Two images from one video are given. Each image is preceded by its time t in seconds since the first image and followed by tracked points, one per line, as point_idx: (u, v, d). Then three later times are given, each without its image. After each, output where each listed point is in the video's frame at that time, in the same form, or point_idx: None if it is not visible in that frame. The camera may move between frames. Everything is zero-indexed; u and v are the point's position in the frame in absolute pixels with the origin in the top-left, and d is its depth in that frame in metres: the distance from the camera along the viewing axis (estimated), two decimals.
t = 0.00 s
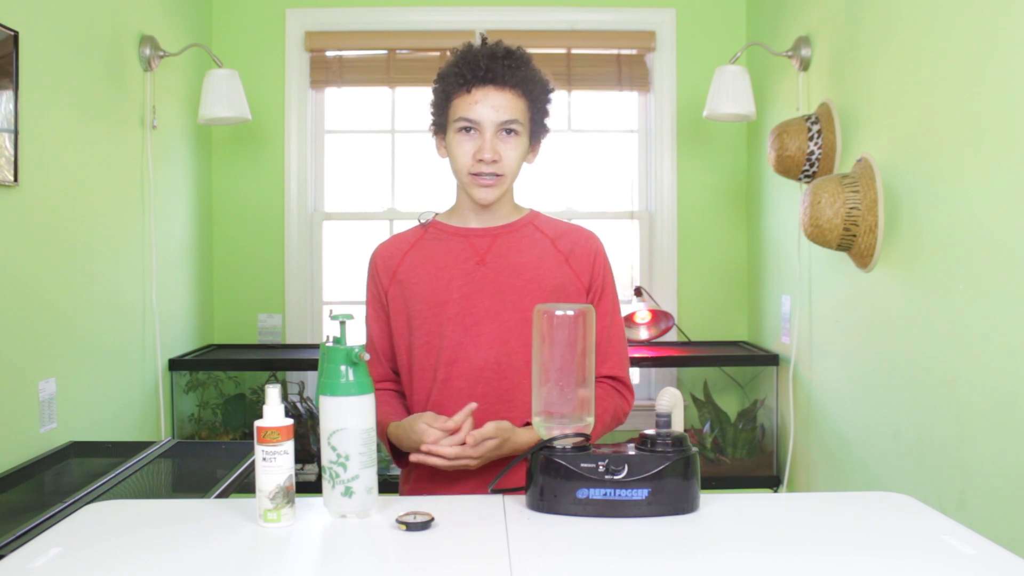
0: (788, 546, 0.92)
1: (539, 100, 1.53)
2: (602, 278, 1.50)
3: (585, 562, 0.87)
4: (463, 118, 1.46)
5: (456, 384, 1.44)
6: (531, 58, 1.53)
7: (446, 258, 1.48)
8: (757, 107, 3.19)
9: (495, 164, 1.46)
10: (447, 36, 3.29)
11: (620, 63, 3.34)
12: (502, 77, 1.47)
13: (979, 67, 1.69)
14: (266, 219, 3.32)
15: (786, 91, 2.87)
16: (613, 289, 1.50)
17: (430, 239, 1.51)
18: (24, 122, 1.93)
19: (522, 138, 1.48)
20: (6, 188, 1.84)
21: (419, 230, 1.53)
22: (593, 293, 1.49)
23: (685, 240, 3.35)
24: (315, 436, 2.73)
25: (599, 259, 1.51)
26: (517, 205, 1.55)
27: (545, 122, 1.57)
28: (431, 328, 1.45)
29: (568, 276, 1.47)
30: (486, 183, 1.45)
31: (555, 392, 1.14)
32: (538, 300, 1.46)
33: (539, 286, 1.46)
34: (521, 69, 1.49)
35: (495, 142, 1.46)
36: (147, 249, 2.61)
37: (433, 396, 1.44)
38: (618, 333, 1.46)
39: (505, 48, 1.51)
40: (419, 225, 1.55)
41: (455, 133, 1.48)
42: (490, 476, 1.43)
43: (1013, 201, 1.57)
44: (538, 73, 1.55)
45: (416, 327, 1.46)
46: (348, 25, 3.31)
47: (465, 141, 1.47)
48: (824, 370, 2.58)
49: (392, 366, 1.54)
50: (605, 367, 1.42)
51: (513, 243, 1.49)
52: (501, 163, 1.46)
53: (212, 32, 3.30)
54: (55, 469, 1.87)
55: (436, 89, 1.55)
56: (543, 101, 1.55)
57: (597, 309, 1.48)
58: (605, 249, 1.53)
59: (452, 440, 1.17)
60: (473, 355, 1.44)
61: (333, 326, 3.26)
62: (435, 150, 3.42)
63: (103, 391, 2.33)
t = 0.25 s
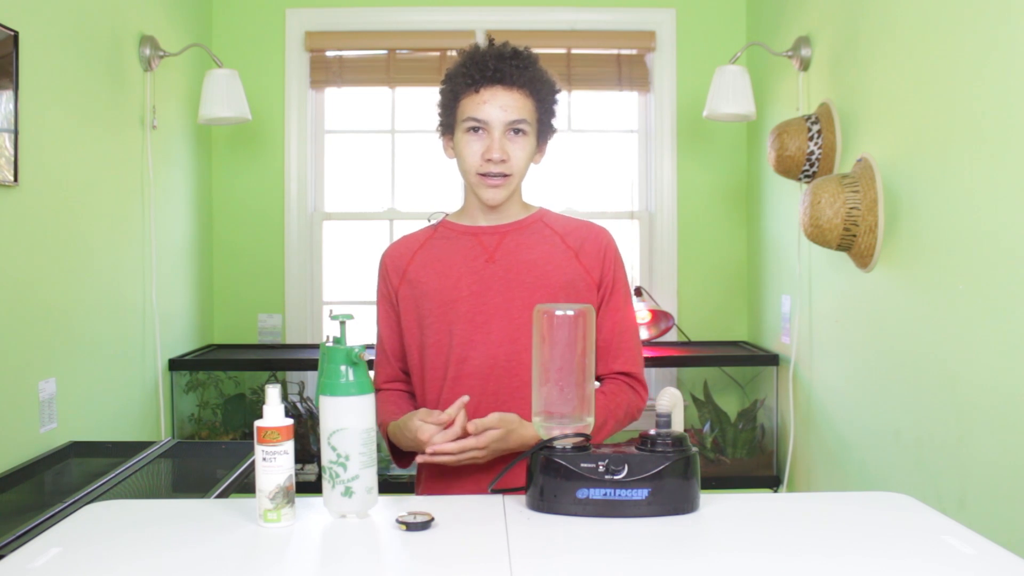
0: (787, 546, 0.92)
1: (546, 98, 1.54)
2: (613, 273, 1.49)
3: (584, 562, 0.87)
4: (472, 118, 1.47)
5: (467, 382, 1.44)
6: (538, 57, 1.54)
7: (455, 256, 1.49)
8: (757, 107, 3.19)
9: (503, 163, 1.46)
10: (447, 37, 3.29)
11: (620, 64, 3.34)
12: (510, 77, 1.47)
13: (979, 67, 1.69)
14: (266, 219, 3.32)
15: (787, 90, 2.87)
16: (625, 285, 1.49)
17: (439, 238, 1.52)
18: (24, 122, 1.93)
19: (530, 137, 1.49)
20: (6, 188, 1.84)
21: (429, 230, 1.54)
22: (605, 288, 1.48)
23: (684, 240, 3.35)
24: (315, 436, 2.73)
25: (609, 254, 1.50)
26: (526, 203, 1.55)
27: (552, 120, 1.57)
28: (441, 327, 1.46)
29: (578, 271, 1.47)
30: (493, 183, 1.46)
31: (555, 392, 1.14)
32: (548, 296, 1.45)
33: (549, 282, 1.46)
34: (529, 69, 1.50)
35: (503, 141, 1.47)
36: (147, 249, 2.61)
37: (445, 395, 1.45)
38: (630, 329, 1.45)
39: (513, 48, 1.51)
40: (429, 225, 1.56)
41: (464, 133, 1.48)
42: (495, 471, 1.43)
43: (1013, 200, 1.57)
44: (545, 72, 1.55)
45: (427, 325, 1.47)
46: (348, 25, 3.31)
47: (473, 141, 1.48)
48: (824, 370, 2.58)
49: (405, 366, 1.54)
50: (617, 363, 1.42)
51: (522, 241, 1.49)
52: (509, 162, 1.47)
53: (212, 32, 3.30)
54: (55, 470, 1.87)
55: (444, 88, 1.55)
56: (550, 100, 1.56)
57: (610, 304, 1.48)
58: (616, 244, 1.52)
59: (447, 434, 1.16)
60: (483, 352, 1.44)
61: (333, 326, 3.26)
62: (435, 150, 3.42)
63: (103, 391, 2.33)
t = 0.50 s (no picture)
0: (787, 547, 0.92)
1: (553, 100, 1.54)
2: (617, 269, 1.48)
3: (584, 562, 0.87)
4: (481, 115, 1.47)
5: (472, 384, 1.44)
6: (547, 59, 1.54)
7: (457, 259, 1.49)
8: (757, 107, 3.19)
9: (508, 162, 1.46)
10: (447, 36, 3.28)
11: (620, 64, 3.34)
12: (522, 76, 1.48)
13: (979, 67, 1.69)
14: (266, 219, 3.32)
15: (786, 90, 2.87)
16: (630, 281, 1.49)
17: (441, 241, 1.52)
18: (24, 122, 1.93)
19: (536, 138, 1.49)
20: (6, 188, 1.84)
21: (432, 234, 1.55)
22: (609, 285, 1.48)
23: (685, 240, 3.35)
24: (315, 436, 2.73)
25: (612, 250, 1.49)
26: (528, 202, 1.55)
27: (556, 122, 1.58)
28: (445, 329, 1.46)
29: (581, 269, 1.46)
30: (496, 180, 1.47)
31: (555, 392, 1.13)
32: (551, 295, 1.45)
33: (552, 281, 1.46)
34: (539, 71, 1.50)
35: (511, 140, 1.46)
36: (147, 249, 2.61)
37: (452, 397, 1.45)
38: (635, 326, 1.44)
39: (524, 48, 1.52)
40: (432, 229, 1.57)
41: (471, 129, 1.48)
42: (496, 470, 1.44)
43: (1013, 200, 1.57)
44: (553, 74, 1.56)
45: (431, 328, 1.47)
46: (347, 25, 3.31)
47: (480, 138, 1.47)
48: (824, 370, 2.58)
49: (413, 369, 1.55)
50: (624, 360, 1.42)
51: (524, 241, 1.49)
52: (515, 162, 1.47)
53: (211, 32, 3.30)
54: (55, 469, 1.87)
55: (453, 82, 1.55)
56: (556, 102, 1.56)
57: (614, 301, 1.47)
58: (619, 239, 1.52)
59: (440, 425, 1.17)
60: (487, 353, 1.44)
61: (333, 326, 3.26)
62: (435, 150, 3.42)
63: (103, 391, 2.33)
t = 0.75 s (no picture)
0: (788, 546, 0.92)
1: (555, 101, 1.55)
2: (614, 272, 1.48)
3: (584, 562, 0.87)
4: (483, 112, 1.47)
5: (466, 384, 1.44)
6: (551, 60, 1.54)
7: (454, 258, 1.49)
8: (757, 107, 3.19)
9: (509, 160, 1.46)
10: (447, 37, 3.28)
11: (620, 63, 3.34)
12: (525, 74, 1.48)
13: (979, 67, 1.69)
14: (266, 219, 3.32)
15: (786, 90, 2.87)
16: (626, 283, 1.49)
17: (439, 240, 1.53)
18: (24, 122, 1.93)
19: (537, 137, 1.49)
20: (6, 188, 1.84)
21: (430, 232, 1.56)
22: (605, 288, 1.48)
23: (685, 239, 3.35)
24: (315, 436, 2.73)
25: (610, 253, 1.50)
26: (527, 202, 1.55)
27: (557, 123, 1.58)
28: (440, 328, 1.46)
29: (578, 271, 1.47)
30: (497, 178, 1.46)
31: (555, 392, 1.13)
32: (547, 296, 1.45)
33: (548, 283, 1.46)
34: (542, 70, 1.51)
35: (512, 139, 1.47)
36: (147, 250, 2.61)
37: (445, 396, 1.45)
38: (630, 329, 1.44)
39: (528, 47, 1.52)
40: (430, 228, 1.57)
41: (473, 126, 1.48)
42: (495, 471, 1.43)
43: (1013, 200, 1.57)
44: (556, 75, 1.56)
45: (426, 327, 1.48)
46: (347, 25, 3.31)
47: (482, 135, 1.47)
48: (824, 370, 2.58)
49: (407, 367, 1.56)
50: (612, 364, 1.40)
51: (521, 241, 1.49)
52: (516, 160, 1.47)
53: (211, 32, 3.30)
54: (55, 469, 1.87)
55: (456, 79, 1.55)
56: (559, 103, 1.57)
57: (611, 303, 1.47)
58: (616, 242, 1.52)
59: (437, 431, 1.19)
60: (482, 354, 1.44)
61: (333, 326, 3.26)
62: (435, 150, 3.42)
63: (103, 391, 2.33)
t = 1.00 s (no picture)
0: (788, 547, 0.92)
1: (544, 102, 1.54)
2: (607, 278, 1.48)
3: (584, 562, 0.87)
4: (467, 115, 1.47)
5: (455, 385, 1.44)
6: (540, 61, 1.54)
7: (447, 259, 1.49)
8: (757, 107, 3.19)
9: (494, 163, 1.45)
10: (447, 36, 3.28)
11: (620, 63, 3.34)
12: (510, 77, 1.48)
13: (979, 67, 1.69)
14: (266, 219, 3.32)
15: (786, 90, 2.87)
16: (620, 289, 1.49)
17: (433, 240, 1.52)
18: (24, 122, 1.93)
19: (525, 139, 1.48)
20: (6, 188, 1.84)
21: (424, 231, 1.55)
22: (597, 294, 1.48)
23: (684, 240, 3.35)
24: (315, 436, 2.73)
25: (604, 260, 1.49)
26: (522, 204, 1.54)
27: (549, 124, 1.57)
28: (431, 328, 1.46)
29: (570, 277, 1.47)
30: (484, 181, 1.46)
31: (555, 392, 1.13)
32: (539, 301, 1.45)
33: (540, 287, 1.46)
34: (528, 71, 1.50)
35: (496, 141, 1.46)
36: (147, 250, 2.61)
37: (433, 396, 1.45)
38: (623, 335, 1.44)
39: (516, 48, 1.52)
40: (425, 226, 1.57)
41: (459, 129, 1.48)
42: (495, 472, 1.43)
43: (1013, 200, 1.57)
44: (546, 76, 1.55)
45: (417, 327, 1.48)
46: (347, 25, 3.31)
47: (467, 138, 1.47)
48: (824, 370, 2.58)
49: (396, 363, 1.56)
50: (612, 369, 1.43)
51: (514, 244, 1.49)
52: (500, 162, 1.46)
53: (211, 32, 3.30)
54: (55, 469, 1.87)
55: (445, 83, 1.55)
56: (549, 103, 1.56)
57: (603, 308, 1.47)
58: (611, 248, 1.52)
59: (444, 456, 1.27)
60: (472, 356, 1.44)
61: (333, 326, 3.26)
62: (435, 150, 3.42)
63: (103, 391, 2.33)
